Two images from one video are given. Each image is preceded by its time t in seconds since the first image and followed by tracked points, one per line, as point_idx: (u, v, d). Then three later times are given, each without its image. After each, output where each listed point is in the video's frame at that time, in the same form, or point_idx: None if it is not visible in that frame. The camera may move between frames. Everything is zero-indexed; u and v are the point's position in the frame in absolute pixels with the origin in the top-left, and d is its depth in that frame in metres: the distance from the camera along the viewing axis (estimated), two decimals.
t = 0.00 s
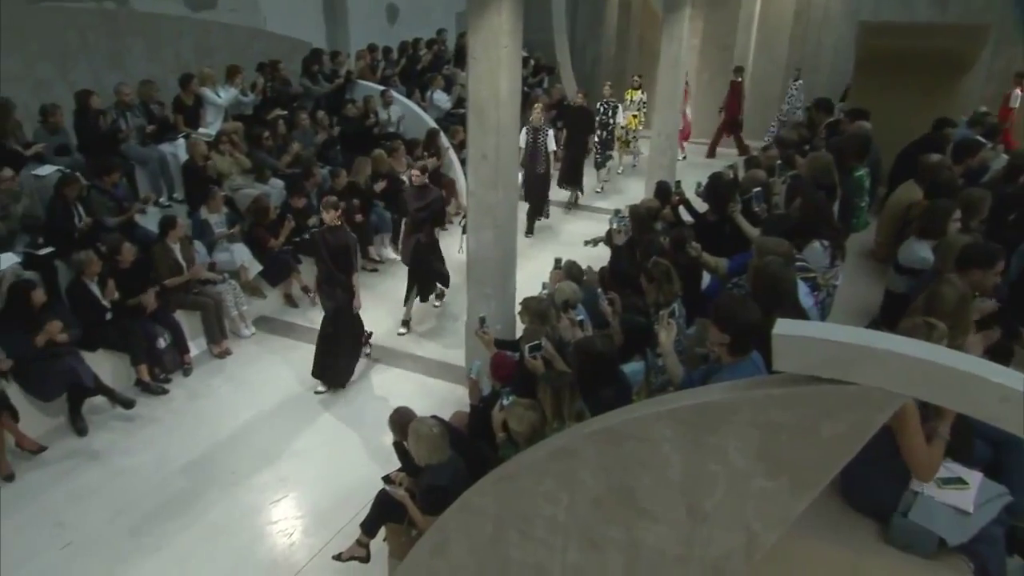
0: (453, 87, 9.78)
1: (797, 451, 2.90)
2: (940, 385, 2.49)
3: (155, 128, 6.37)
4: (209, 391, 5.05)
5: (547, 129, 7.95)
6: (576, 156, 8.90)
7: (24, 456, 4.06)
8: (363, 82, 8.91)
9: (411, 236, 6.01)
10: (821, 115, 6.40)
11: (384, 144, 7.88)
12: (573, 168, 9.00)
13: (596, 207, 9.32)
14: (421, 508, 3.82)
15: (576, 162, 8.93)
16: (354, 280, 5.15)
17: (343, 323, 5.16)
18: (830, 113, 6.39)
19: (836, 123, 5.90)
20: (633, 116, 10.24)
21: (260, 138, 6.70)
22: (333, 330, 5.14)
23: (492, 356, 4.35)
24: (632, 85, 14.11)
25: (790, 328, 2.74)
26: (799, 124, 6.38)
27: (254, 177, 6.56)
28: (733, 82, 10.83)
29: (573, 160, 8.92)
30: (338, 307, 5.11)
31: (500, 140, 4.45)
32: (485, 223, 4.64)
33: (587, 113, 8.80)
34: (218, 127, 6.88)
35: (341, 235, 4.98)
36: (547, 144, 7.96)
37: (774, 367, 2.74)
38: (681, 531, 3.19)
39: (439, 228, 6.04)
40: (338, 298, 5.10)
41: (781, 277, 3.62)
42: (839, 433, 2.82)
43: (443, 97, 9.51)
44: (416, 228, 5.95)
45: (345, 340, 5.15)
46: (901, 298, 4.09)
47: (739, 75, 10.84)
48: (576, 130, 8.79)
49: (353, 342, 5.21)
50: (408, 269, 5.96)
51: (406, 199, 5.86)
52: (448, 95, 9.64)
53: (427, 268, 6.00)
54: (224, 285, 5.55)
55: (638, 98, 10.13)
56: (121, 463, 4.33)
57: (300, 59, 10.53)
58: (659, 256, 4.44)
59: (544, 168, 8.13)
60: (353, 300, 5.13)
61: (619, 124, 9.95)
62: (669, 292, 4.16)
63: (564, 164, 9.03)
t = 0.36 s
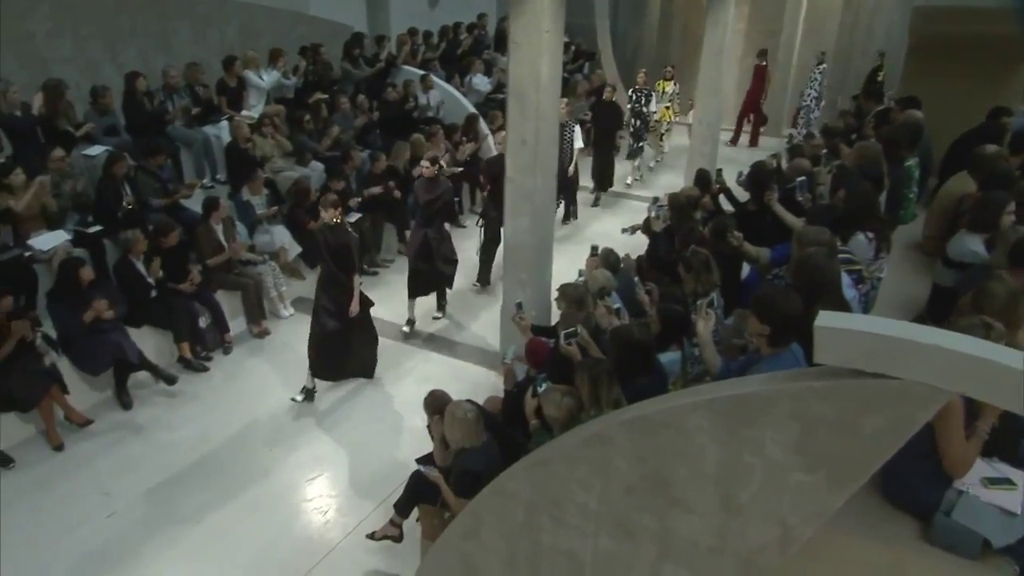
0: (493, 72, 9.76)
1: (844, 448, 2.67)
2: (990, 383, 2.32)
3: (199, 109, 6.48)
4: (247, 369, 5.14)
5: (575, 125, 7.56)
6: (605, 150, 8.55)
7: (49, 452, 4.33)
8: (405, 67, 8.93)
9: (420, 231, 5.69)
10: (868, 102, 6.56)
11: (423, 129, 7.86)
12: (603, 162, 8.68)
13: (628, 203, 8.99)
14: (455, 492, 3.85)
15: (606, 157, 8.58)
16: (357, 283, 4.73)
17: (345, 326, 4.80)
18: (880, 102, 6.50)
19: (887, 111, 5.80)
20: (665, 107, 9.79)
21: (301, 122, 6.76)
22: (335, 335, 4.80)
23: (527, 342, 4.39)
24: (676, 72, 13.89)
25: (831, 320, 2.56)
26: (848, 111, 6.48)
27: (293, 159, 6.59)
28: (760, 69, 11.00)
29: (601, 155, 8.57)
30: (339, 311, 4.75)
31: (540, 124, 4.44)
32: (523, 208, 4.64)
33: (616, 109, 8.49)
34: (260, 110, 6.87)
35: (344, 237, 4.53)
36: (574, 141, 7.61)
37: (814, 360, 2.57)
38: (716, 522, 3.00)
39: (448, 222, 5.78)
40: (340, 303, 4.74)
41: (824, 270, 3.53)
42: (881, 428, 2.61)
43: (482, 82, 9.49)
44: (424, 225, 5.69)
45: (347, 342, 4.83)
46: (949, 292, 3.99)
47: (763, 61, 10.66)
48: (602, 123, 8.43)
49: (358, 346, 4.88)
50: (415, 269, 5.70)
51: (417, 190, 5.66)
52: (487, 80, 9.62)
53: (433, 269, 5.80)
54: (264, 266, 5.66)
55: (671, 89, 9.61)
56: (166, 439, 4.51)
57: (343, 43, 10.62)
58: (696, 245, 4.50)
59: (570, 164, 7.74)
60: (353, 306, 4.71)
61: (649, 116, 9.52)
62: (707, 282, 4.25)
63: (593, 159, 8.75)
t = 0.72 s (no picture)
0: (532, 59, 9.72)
1: (887, 446, 2.58)
2: None
3: (242, 95, 6.59)
4: (283, 351, 5.24)
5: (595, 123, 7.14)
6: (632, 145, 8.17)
7: (96, 425, 4.46)
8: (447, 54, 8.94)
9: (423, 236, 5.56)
10: (919, 94, 6.44)
11: (461, 116, 7.85)
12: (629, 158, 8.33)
13: (650, 202, 8.62)
14: (487, 480, 3.85)
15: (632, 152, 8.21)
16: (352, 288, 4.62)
17: (337, 326, 4.72)
18: (932, 93, 6.34)
19: (938, 102, 5.64)
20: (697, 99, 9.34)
21: (340, 108, 6.83)
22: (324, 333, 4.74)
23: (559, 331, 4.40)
24: (717, 61, 13.64)
25: (875, 316, 2.46)
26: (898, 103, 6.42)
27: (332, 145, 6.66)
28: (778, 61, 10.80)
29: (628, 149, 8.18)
30: (331, 312, 4.66)
31: (578, 113, 4.50)
32: (560, 196, 4.74)
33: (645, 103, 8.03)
34: (300, 95, 6.96)
35: (340, 239, 4.42)
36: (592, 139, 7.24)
37: (855, 357, 2.47)
38: (748, 518, 2.96)
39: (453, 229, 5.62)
40: (331, 305, 4.64)
41: (868, 262, 3.47)
42: (925, 428, 2.51)
43: (521, 70, 9.45)
44: (428, 228, 5.54)
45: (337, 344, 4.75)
46: (998, 290, 3.91)
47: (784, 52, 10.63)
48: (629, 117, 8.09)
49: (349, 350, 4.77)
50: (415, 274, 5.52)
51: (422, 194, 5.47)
52: (526, 67, 9.58)
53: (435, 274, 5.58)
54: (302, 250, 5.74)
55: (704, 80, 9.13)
56: (209, 418, 4.62)
57: (383, 30, 10.67)
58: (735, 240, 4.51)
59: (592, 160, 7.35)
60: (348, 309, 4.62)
61: (681, 110, 9.20)
62: (746, 275, 4.23)
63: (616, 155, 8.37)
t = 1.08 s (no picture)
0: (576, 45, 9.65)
1: (931, 442, 2.54)
2: None
3: (291, 77, 6.70)
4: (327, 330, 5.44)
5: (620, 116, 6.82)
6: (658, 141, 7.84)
7: (146, 394, 4.64)
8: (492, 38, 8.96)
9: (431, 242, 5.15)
10: (979, 82, 6.25)
11: (504, 100, 7.85)
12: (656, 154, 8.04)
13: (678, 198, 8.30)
14: (518, 455, 3.90)
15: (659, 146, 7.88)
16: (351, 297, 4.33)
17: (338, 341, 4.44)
18: (992, 81, 6.14)
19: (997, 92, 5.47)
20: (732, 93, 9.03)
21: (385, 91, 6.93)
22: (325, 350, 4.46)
23: (598, 318, 4.46)
24: (766, 48, 13.32)
25: (929, 309, 2.39)
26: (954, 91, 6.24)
27: (377, 128, 6.74)
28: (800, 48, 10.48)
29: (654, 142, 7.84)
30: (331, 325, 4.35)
31: (623, 99, 4.64)
32: (602, 181, 4.89)
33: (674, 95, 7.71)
34: (347, 78, 7.08)
35: (339, 244, 4.15)
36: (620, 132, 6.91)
37: (904, 350, 2.42)
38: (786, 508, 2.95)
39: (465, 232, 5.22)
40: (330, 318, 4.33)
41: (918, 253, 3.42)
42: (974, 425, 2.46)
43: (565, 55, 9.38)
44: (436, 231, 5.11)
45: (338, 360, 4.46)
46: None
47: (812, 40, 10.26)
48: (662, 111, 7.76)
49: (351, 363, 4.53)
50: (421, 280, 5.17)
51: (427, 199, 4.99)
52: (570, 53, 9.53)
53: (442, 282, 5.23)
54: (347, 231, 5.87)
55: (741, 74, 8.98)
56: (254, 391, 4.78)
57: (430, 13, 10.69)
58: (777, 229, 4.53)
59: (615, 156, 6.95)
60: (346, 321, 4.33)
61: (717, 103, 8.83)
62: (788, 265, 4.24)
63: (642, 148, 8.09)
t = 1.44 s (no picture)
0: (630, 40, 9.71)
1: (972, 441, 2.54)
2: None
3: (356, 66, 6.99)
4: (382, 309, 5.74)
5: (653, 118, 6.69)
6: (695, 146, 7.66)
7: (215, 361, 5.00)
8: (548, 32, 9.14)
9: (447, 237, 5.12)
10: None
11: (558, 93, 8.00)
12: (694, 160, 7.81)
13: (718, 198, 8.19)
14: (559, 438, 4.03)
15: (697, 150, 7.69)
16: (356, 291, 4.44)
17: (343, 335, 4.57)
18: None
19: None
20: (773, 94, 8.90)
21: (444, 82, 7.16)
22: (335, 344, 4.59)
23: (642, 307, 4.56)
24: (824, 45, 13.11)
25: (977, 308, 2.43)
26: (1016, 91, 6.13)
27: (434, 117, 6.96)
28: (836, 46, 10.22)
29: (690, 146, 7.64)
30: (337, 317, 4.49)
31: (675, 93, 4.75)
32: (652, 173, 5.03)
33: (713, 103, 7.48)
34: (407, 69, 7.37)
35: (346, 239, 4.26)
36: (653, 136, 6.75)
37: (951, 348, 2.45)
38: (823, 497, 3.00)
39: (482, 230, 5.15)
40: (335, 308, 4.48)
41: (967, 252, 3.45)
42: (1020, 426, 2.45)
43: (619, 50, 9.46)
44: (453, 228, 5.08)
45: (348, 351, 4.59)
46: None
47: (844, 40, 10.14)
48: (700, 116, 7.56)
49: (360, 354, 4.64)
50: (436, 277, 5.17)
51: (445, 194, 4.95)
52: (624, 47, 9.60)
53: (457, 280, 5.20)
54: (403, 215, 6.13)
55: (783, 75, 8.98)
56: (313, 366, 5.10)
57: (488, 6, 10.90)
58: (824, 224, 4.62)
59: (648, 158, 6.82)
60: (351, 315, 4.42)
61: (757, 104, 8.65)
62: (836, 260, 4.29)
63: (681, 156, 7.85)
